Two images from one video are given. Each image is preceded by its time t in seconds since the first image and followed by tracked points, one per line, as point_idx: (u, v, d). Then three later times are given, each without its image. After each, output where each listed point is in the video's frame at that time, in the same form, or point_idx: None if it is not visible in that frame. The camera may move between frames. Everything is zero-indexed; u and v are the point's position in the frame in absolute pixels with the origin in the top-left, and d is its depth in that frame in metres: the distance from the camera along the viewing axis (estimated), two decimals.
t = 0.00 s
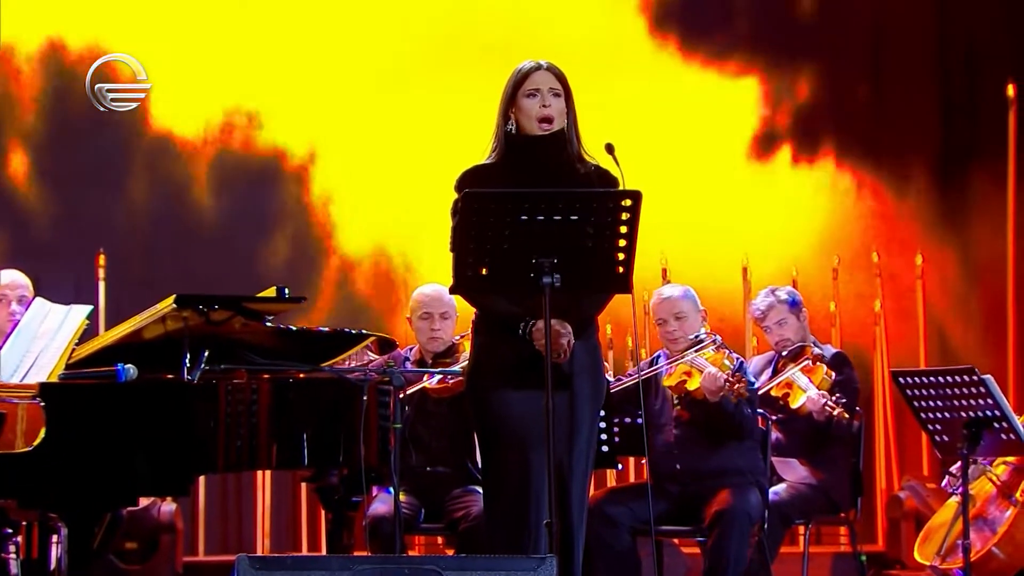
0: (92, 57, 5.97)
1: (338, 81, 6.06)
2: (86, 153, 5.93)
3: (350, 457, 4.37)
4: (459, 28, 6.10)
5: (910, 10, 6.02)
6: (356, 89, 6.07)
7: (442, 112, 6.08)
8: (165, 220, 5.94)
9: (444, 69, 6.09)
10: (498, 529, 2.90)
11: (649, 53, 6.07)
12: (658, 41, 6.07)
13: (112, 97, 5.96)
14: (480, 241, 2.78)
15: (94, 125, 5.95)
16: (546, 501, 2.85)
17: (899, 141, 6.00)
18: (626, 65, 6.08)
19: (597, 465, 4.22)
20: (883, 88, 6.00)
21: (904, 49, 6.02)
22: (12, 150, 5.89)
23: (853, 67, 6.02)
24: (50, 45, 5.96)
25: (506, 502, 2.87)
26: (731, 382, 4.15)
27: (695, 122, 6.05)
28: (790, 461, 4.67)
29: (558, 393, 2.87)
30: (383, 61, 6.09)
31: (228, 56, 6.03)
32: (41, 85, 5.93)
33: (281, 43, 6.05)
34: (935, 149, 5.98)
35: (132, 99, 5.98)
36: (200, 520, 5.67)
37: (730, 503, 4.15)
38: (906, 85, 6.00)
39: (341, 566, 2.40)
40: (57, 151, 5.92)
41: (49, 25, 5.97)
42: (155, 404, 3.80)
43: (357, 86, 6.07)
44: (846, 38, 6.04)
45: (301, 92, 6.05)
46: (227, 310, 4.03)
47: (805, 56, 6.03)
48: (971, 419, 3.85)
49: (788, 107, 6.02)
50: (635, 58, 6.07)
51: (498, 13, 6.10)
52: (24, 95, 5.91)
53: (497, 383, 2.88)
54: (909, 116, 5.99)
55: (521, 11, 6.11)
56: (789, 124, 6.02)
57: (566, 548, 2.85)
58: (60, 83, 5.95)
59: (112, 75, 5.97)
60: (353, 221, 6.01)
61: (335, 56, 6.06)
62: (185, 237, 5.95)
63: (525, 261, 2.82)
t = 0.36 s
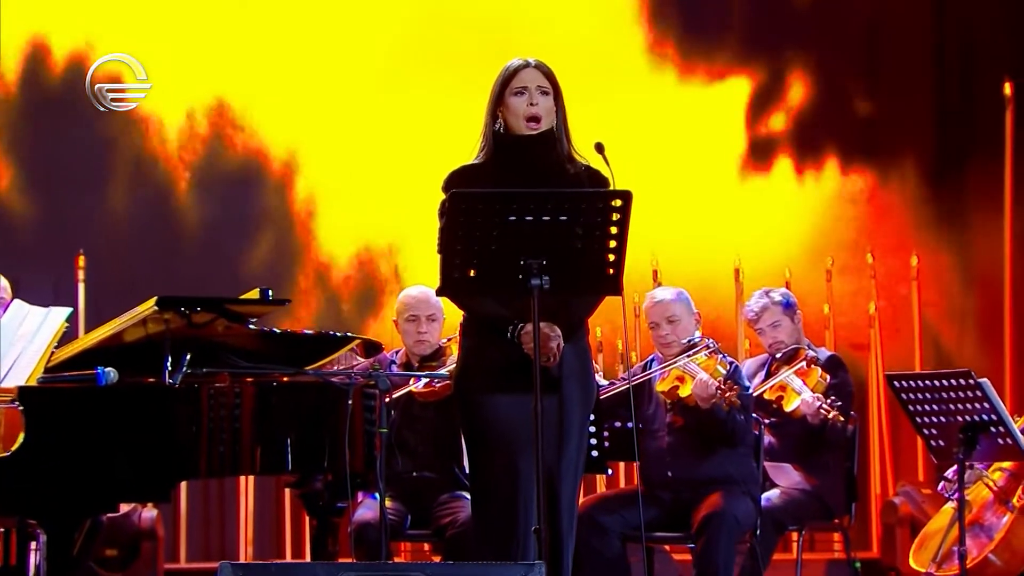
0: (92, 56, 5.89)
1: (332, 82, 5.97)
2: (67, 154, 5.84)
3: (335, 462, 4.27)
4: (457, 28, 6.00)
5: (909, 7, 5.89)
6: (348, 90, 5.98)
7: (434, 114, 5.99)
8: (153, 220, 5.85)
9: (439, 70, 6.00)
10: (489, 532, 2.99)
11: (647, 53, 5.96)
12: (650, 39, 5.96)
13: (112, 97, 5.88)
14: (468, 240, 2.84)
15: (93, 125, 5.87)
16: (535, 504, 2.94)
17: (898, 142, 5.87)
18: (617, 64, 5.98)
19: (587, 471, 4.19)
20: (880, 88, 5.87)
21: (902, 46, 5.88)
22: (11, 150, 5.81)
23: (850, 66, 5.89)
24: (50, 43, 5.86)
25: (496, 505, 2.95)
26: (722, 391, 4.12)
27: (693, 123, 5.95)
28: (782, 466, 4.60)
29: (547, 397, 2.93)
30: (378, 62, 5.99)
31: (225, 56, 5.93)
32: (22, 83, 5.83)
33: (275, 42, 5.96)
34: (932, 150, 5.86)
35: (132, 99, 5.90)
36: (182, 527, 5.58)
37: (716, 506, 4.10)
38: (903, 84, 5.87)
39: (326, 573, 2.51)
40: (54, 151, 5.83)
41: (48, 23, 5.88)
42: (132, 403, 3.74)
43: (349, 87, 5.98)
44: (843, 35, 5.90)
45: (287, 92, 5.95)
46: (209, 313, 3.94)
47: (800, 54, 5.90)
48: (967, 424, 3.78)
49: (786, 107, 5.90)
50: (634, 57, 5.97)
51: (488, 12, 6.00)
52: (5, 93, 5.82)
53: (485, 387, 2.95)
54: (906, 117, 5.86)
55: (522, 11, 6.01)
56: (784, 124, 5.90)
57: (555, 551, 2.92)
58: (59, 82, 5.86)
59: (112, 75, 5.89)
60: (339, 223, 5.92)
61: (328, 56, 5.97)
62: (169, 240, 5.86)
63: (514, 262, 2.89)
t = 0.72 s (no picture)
0: (92, 56, 5.80)
1: (326, 82, 5.89)
2: (48, 153, 5.75)
3: (319, 468, 4.20)
4: (458, 29, 5.92)
5: (905, 7, 5.82)
6: (340, 91, 5.90)
7: (428, 116, 5.90)
8: (143, 222, 5.77)
9: (435, 72, 5.92)
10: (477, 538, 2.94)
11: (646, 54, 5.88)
12: (642, 39, 5.88)
13: (112, 97, 5.80)
14: (454, 242, 2.77)
15: (91, 125, 5.79)
16: (522, 510, 2.88)
17: (892, 142, 5.80)
18: (608, 64, 5.89)
19: (576, 476, 4.12)
20: (874, 88, 5.81)
21: (896, 46, 5.82)
22: (12, 152, 5.73)
23: (843, 66, 5.83)
24: (51, 42, 5.78)
25: (483, 511, 2.91)
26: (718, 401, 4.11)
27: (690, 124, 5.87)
28: (775, 472, 4.55)
29: (535, 402, 2.89)
30: (373, 62, 5.91)
31: (224, 57, 5.85)
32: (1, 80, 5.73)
33: (270, 42, 5.87)
34: (927, 151, 5.79)
35: (131, 99, 5.81)
36: (163, 534, 5.49)
37: (693, 508, 4.08)
38: (898, 84, 5.81)
39: None
40: (53, 152, 5.75)
41: (48, 22, 5.79)
42: (113, 406, 3.66)
43: (342, 87, 5.90)
44: (836, 35, 5.84)
45: (272, 91, 5.86)
46: (190, 316, 3.86)
47: (793, 53, 5.84)
48: (963, 428, 3.71)
49: (785, 107, 5.83)
50: (624, 57, 5.89)
51: (477, 10, 5.92)
52: None
53: (471, 390, 2.90)
54: (901, 117, 5.79)
55: (525, 11, 5.92)
56: (777, 124, 5.83)
57: (542, 559, 2.87)
58: (59, 82, 5.78)
59: (112, 75, 5.80)
60: (326, 224, 5.84)
61: (323, 57, 5.89)
62: (152, 240, 5.77)
63: (501, 263, 2.82)
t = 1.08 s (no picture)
0: (92, 56, 5.72)
1: (320, 82, 5.81)
2: (30, 152, 5.67)
3: (304, 474, 4.07)
4: (457, 29, 5.84)
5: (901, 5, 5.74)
6: (333, 90, 5.81)
7: (421, 116, 5.82)
8: (134, 224, 5.68)
9: (431, 72, 5.84)
10: (464, 546, 2.87)
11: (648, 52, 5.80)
12: (634, 38, 5.81)
13: (112, 97, 5.71)
14: (443, 242, 2.71)
15: (92, 125, 5.70)
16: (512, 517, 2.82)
17: (888, 142, 5.72)
18: (600, 63, 5.82)
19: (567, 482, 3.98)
20: (870, 87, 5.72)
21: (891, 44, 5.73)
22: (14, 153, 5.66)
23: (838, 64, 5.75)
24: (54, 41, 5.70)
25: (471, 516, 2.84)
26: (714, 408, 4.08)
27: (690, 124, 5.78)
28: (770, 477, 4.52)
29: (525, 405, 2.83)
30: (369, 62, 5.83)
31: (223, 56, 5.77)
32: None
33: (266, 41, 5.79)
34: (924, 151, 5.71)
35: (131, 99, 5.71)
36: (145, 540, 5.41)
37: (685, 515, 4.02)
38: (894, 83, 5.72)
39: None
40: (53, 152, 5.67)
41: (49, 21, 5.72)
42: (99, 412, 3.66)
43: (336, 87, 5.82)
44: (831, 34, 5.76)
45: (260, 90, 5.78)
46: (173, 319, 3.79)
47: (787, 52, 5.76)
48: (960, 432, 3.65)
49: (782, 107, 5.75)
50: (617, 55, 5.81)
51: (468, 8, 5.84)
52: None
53: (460, 392, 2.84)
54: (897, 116, 5.71)
55: (527, 10, 5.84)
56: (772, 124, 5.75)
57: (532, 567, 2.81)
58: (62, 82, 5.70)
59: (112, 75, 5.72)
60: (313, 225, 5.76)
61: (318, 56, 5.81)
62: (134, 241, 5.68)
63: (491, 264, 2.76)
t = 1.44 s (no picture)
0: (91, 55, 5.64)
1: (314, 82, 5.72)
2: (13, 151, 5.59)
3: (289, 478, 4.00)
4: (446, 27, 5.75)
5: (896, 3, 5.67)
6: (325, 90, 5.73)
7: (414, 118, 5.74)
8: (122, 224, 5.60)
9: (427, 72, 5.75)
10: (452, 551, 2.82)
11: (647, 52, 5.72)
12: (628, 36, 5.73)
13: (112, 97, 5.65)
14: (430, 242, 2.66)
15: (75, 124, 5.63)
16: (501, 522, 2.77)
17: (883, 142, 5.65)
18: (592, 61, 5.74)
19: (557, 486, 3.90)
20: (866, 85, 5.65)
21: (887, 42, 5.66)
22: (9, 154, 5.59)
23: (833, 63, 5.67)
24: (44, 41, 5.62)
25: (460, 522, 2.79)
26: (708, 413, 4.05)
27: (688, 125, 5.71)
28: (763, 482, 4.52)
29: (514, 410, 2.77)
30: (363, 61, 5.75)
31: (220, 55, 5.68)
32: None
33: (261, 40, 5.70)
34: (920, 150, 5.63)
35: (131, 99, 5.65)
36: (126, 545, 5.33)
37: (678, 522, 3.99)
38: (890, 82, 5.64)
39: None
40: (52, 154, 5.60)
41: (48, 21, 5.63)
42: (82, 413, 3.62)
43: (329, 86, 5.73)
44: (826, 32, 5.69)
45: (247, 88, 5.69)
46: (155, 320, 3.72)
47: (781, 50, 5.68)
48: (958, 437, 3.58)
49: (776, 106, 5.67)
50: (609, 54, 5.74)
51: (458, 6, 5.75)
52: None
53: (447, 397, 2.78)
54: (893, 116, 5.64)
55: (530, 9, 5.75)
56: (766, 123, 5.67)
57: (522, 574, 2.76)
58: (45, 80, 5.61)
59: (112, 75, 5.65)
60: (301, 226, 5.68)
61: (312, 55, 5.72)
62: (115, 241, 5.59)
63: (479, 265, 2.72)
